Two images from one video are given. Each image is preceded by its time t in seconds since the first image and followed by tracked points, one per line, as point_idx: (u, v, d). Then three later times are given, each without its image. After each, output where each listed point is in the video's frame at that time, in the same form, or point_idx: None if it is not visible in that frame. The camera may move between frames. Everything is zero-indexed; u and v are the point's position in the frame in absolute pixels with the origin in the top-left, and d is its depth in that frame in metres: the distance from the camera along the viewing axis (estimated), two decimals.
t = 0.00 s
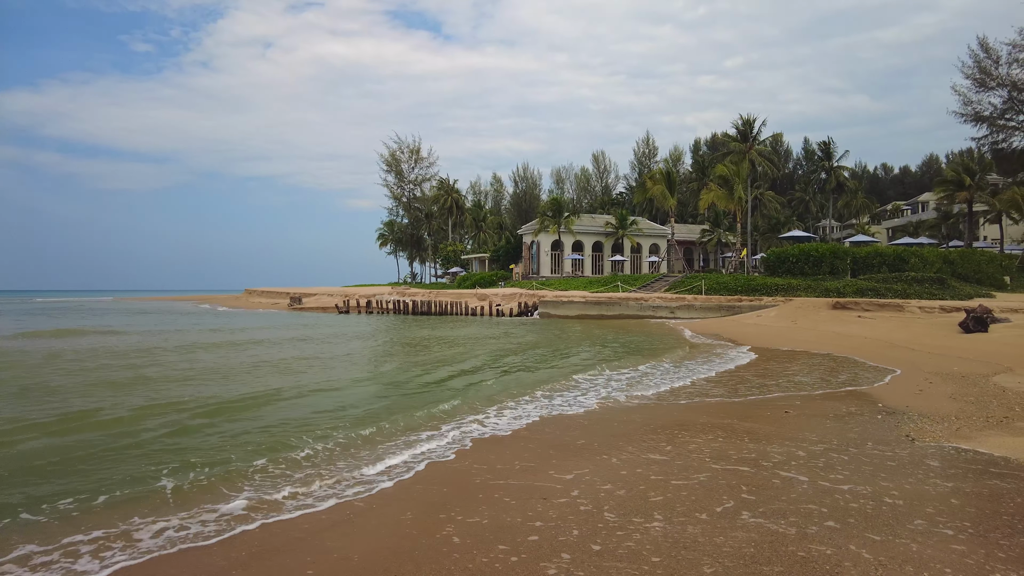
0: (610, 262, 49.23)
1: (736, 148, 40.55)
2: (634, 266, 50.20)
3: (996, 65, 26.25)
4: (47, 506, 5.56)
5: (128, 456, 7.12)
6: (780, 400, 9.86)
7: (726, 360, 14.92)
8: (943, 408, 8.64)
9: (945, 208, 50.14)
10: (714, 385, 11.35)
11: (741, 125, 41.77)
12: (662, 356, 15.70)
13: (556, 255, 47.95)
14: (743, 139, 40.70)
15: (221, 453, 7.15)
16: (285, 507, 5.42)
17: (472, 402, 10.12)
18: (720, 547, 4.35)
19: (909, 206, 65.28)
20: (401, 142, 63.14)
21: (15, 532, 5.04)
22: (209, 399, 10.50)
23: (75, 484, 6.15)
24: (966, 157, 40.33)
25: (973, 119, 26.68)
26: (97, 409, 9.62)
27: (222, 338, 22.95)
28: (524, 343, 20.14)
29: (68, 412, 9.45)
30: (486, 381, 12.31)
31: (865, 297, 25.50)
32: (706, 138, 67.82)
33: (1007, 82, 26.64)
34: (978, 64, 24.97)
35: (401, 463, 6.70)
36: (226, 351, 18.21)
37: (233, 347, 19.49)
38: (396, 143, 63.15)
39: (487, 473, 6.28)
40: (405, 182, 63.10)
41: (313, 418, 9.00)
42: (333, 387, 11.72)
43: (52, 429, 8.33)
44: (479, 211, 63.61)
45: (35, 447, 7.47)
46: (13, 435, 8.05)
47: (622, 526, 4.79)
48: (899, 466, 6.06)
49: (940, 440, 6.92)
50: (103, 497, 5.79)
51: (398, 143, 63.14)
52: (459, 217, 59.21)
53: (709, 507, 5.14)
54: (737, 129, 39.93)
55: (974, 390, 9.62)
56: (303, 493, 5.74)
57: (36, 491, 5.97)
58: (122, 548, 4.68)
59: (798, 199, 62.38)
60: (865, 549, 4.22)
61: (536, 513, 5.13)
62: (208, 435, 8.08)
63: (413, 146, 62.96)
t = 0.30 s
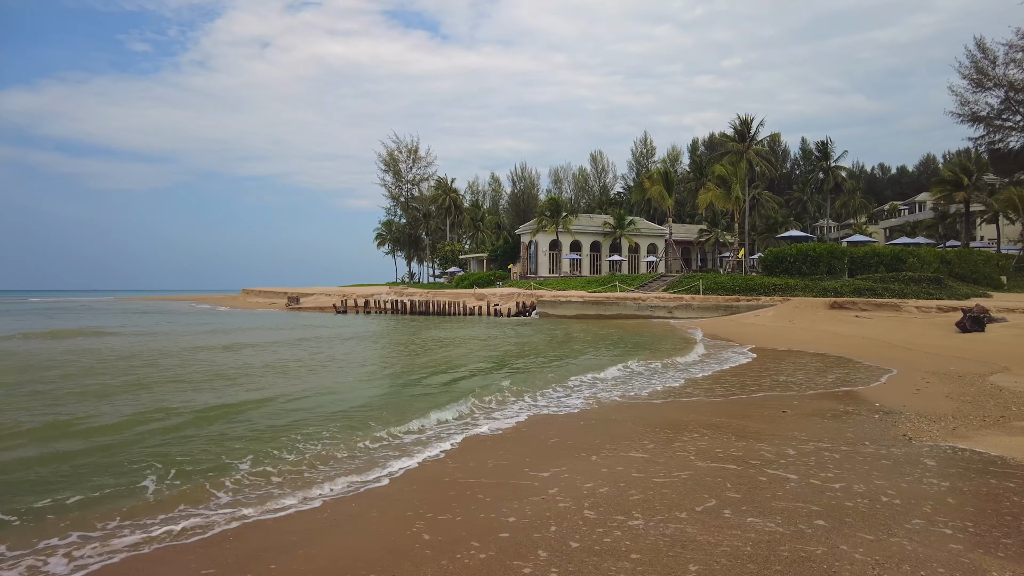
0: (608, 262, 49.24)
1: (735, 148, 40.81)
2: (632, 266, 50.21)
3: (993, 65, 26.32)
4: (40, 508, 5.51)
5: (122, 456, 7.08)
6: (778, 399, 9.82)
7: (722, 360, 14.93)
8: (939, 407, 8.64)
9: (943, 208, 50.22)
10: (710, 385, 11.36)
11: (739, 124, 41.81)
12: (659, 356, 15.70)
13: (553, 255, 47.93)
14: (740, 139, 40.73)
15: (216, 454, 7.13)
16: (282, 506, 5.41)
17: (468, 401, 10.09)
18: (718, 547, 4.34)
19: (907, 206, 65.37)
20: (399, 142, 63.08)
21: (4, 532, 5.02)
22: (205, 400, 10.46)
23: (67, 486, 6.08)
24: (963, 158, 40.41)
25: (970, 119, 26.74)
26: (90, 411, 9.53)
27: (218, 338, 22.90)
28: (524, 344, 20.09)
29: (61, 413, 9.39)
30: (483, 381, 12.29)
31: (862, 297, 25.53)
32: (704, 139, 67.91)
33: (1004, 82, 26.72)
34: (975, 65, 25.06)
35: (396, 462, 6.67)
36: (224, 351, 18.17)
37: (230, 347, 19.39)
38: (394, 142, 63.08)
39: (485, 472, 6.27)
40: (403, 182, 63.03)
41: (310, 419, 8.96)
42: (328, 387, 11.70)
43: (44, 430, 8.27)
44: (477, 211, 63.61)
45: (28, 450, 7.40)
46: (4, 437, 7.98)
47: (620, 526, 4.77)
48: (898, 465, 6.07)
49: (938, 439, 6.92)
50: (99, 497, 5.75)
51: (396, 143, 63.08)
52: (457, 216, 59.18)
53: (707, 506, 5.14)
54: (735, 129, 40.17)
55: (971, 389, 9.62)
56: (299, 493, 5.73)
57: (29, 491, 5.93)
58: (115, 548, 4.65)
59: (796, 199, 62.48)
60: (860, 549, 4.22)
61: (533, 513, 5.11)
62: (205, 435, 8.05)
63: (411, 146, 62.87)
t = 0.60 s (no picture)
0: (606, 262, 49.26)
1: (732, 147, 41.08)
2: (629, 265, 50.24)
3: (989, 65, 26.41)
4: (38, 508, 5.50)
5: (120, 458, 7.06)
6: (776, 399, 9.80)
7: (718, 359, 14.97)
8: (936, 407, 8.67)
9: (939, 208, 50.35)
10: (705, 384, 11.42)
11: (736, 125, 41.88)
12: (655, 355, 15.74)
13: (551, 255, 47.93)
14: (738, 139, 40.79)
15: (211, 454, 7.14)
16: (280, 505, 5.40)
17: (467, 402, 10.07)
18: (716, 546, 4.35)
19: (903, 206, 65.51)
20: (396, 142, 63.03)
21: None
22: (203, 401, 10.42)
23: (64, 487, 6.07)
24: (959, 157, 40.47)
25: (967, 120, 26.82)
26: (87, 413, 9.48)
27: (215, 338, 22.87)
28: (522, 343, 20.11)
29: (57, 415, 9.34)
30: (480, 381, 12.28)
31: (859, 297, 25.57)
32: (702, 139, 68.01)
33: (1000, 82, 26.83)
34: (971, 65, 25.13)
35: (394, 462, 6.67)
36: (223, 351, 18.12)
37: (227, 347, 19.33)
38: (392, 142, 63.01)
39: (483, 472, 6.25)
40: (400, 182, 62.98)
41: (308, 419, 8.95)
42: (326, 387, 11.71)
43: (41, 432, 8.24)
44: (474, 210, 63.66)
45: (25, 452, 7.37)
46: None
47: (619, 525, 4.78)
48: (894, 464, 6.09)
49: (934, 439, 6.92)
50: (96, 498, 5.74)
51: (393, 143, 63.01)
52: (455, 216, 59.12)
53: (705, 506, 5.14)
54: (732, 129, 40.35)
55: (967, 389, 9.63)
56: (296, 492, 5.72)
57: (21, 492, 5.94)
58: (112, 547, 4.64)
59: (793, 199, 62.64)
60: (853, 548, 4.22)
61: (533, 513, 5.11)
62: (203, 436, 8.03)
63: (408, 145, 62.84)
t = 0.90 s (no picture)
0: (603, 262, 49.30)
1: (729, 147, 40.68)
2: (627, 265, 50.30)
3: (985, 66, 26.49)
4: (24, 506, 5.53)
5: (116, 458, 7.04)
6: (774, 399, 9.79)
7: (715, 359, 15.00)
8: (931, 406, 8.72)
9: (936, 208, 50.48)
10: (703, 383, 11.45)
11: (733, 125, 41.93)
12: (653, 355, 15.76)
13: (548, 255, 47.97)
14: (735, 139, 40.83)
15: (198, 453, 7.18)
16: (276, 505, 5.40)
17: (464, 403, 10.08)
18: (714, 546, 4.34)
19: (900, 205, 65.64)
20: (394, 141, 62.99)
21: None
22: (200, 402, 10.40)
23: (60, 485, 6.07)
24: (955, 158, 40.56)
25: (963, 121, 26.90)
26: (83, 413, 9.46)
27: (212, 338, 22.87)
28: (521, 343, 20.16)
29: (54, 414, 9.32)
30: (478, 381, 12.28)
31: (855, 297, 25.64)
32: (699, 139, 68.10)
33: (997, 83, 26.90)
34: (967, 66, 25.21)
35: (385, 461, 6.72)
36: (221, 352, 18.09)
37: (225, 348, 19.30)
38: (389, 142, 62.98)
39: (480, 472, 6.25)
40: (398, 181, 62.93)
41: (307, 420, 8.95)
42: (324, 387, 11.72)
43: (35, 432, 8.22)
44: (472, 210, 63.73)
45: (20, 452, 7.36)
46: None
47: (617, 524, 4.78)
48: (891, 464, 6.09)
49: (932, 439, 6.92)
50: (86, 497, 5.76)
51: (391, 142, 62.98)
52: (452, 216, 59.11)
53: (698, 505, 5.15)
54: (729, 129, 40.22)
55: (964, 389, 9.64)
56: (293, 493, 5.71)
57: (8, 490, 5.97)
58: (107, 548, 4.62)
59: (791, 199, 62.75)
60: (852, 547, 4.22)
61: (530, 512, 5.10)
62: (200, 436, 8.01)
63: (406, 145, 62.83)
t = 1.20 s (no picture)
0: (601, 262, 49.31)
1: (727, 147, 40.74)
2: (624, 265, 50.33)
3: (981, 66, 26.59)
4: (11, 508, 5.54)
5: (110, 460, 6.99)
6: (772, 399, 9.77)
7: (712, 359, 14.99)
8: (928, 406, 8.72)
9: (932, 209, 50.59)
10: (701, 383, 11.45)
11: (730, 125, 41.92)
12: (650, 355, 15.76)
13: (546, 255, 47.97)
14: (732, 139, 40.81)
15: (185, 453, 7.21)
16: (274, 506, 5.39)
17: (462, 403, 10.06)
18: (714, 546, 4.33)
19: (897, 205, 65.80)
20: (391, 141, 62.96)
21: None
22: (194, 401, 10.35)
23: (50, 488, 6.03)
24: (952, 158, 40.65)
25: (960, 122, 26.97)
26: (76, 414, 9.40)
27: (208, 339, 22.80)
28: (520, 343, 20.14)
29: (48, 416, 9.27)
30: (476, 381, 12.26)
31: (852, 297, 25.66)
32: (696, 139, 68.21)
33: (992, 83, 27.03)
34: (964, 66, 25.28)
35: (375, 461, 6.74)
36: (218, 352, 18.03)
37: (222, 348, 19.25)
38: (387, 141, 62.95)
39: (476, 473, 6.20)
40: (396, 181, 62.89)
41: (303, 420, 8.93)
42: (320, 387, 11.71)
43: (27, 434, 8.14)
44: (469, 210, 63.75)
45: (10, 455, 7.29)
46: None
47: (617, 524, 4.78)
48: (888, 464, 6.10)
49: (929, 439, 6.91)
50: (72, 498, 5.78)
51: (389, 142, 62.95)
52: (450, 216, 59.06)
53: (684, 503, 5.19)
54: (727, 129, 40.25)
55: (960, 388, 9.64)
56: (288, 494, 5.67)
57: None
58: (98, 551, 4.59)
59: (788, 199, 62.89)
60: (852, 546, 4.23)
61: (518, 512, 5.14)
62: (194, 438, 7.95)
63: (403, 145, 62.79)
